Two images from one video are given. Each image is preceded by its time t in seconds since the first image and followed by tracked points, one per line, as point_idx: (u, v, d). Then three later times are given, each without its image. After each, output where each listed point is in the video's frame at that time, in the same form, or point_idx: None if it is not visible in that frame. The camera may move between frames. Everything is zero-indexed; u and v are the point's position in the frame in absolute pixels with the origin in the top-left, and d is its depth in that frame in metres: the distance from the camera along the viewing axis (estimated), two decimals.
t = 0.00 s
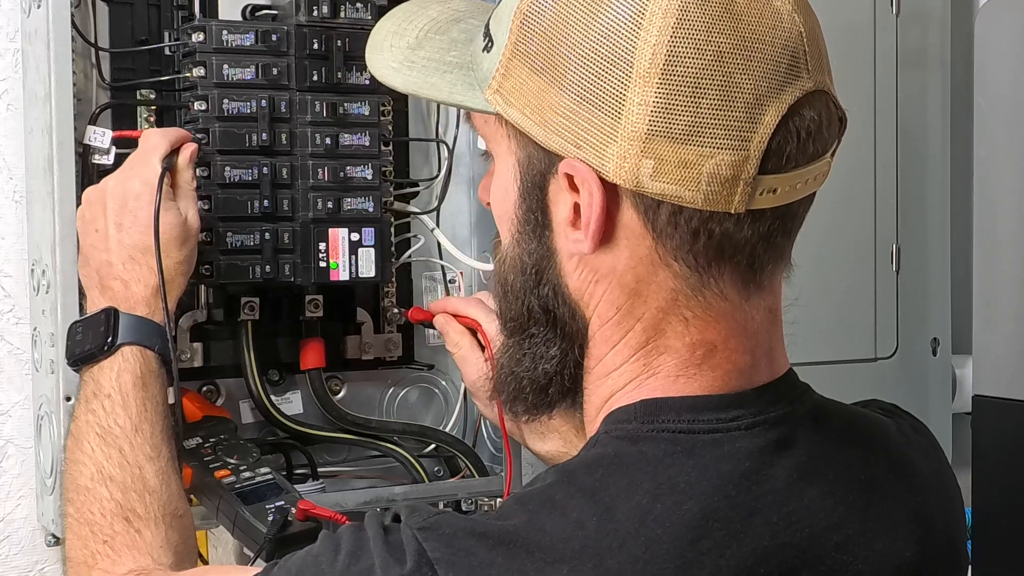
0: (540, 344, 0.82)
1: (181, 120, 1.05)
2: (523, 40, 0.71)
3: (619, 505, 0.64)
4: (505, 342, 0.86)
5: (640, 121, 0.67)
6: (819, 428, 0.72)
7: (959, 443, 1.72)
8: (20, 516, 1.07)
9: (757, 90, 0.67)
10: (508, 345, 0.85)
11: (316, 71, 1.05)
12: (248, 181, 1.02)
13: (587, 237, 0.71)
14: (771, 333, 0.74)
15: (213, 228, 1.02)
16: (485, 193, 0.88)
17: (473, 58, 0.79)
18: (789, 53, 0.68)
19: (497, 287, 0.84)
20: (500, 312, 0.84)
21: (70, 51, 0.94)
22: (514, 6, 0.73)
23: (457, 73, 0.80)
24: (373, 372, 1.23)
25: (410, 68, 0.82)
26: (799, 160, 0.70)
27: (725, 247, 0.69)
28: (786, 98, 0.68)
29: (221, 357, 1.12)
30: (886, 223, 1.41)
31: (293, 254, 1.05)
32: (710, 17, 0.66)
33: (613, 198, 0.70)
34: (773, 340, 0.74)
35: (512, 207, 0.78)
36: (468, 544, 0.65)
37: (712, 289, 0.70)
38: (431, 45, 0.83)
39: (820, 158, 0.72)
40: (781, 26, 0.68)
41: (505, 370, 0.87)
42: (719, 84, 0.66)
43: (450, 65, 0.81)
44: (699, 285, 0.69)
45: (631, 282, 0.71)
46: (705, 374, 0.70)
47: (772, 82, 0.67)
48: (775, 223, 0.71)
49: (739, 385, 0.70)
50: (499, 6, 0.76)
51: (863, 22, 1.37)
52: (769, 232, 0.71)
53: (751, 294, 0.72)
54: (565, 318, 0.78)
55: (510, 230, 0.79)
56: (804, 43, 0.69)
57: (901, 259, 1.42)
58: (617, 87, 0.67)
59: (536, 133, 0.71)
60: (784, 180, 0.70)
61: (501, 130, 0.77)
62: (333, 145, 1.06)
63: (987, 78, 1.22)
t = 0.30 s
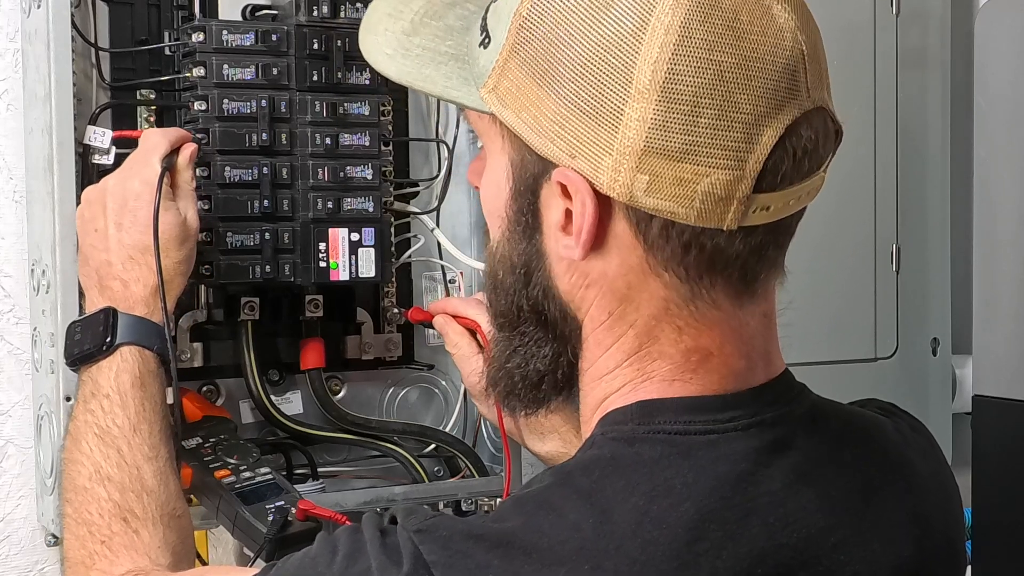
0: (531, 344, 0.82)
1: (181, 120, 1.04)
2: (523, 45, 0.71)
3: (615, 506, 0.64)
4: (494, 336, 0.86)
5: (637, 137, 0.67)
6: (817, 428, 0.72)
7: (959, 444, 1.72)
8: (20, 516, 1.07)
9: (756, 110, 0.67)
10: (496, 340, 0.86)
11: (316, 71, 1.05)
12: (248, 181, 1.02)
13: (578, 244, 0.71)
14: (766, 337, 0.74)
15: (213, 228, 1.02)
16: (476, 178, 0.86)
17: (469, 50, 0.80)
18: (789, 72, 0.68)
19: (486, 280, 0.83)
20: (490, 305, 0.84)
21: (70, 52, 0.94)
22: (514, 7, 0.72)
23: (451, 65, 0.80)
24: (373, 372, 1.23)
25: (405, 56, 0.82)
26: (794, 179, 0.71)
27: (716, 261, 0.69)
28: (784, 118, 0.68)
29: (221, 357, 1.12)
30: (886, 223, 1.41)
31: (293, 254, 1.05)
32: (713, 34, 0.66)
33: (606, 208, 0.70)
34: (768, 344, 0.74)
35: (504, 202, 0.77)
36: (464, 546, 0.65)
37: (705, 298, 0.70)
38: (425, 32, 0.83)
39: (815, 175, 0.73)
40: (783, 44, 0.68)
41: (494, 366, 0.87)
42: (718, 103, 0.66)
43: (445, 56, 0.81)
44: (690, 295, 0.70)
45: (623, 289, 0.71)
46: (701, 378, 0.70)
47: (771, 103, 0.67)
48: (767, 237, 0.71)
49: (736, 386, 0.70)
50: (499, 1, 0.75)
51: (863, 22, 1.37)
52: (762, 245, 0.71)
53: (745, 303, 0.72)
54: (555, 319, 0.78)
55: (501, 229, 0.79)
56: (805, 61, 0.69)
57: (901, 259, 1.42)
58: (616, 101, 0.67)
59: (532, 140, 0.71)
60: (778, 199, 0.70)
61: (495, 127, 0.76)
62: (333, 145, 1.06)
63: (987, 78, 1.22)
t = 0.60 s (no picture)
0: (525, 352, 0.81)
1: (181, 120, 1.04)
2: (507, 57, 0.70)
3: (611, 511, 0.64)
4: (484, 346, 0.85)
5: (628, 149, 0.67)
6: (816, 429, 0.72)
7: (959, 443, 1.72)
8: (20, 516, 1.07)
9: (747, 119, 0.67)
10: (487, 349, 0.84)
11: (316, 71, 1.05)
12: (248, 181, 1.02)
13: (571, 257, 0.70)
14: (763, 338, 0.74)
15: (213, 228, 1.02)
16: (457, 183, 0.83)
17: (448, 59, 0.79)
18: (777, 77, 0.68)
19: (475, 286, 0.83)
20: (479, 313, 0.83)
21: (70, 52, 0.94)
22: (496, 17, 0.71)
23: (433, 76, 0.79)
24: (373, 372, 1.23)
25: (384, 67, 0.82)
26: (786, 184, 0.71)
27: (711, 267, 0.69)
28: (774, 124, 0.68)
29: (221, 357, 1.12)
30: (886, 223, 1.41)
31: (293, 254, 1.05)
32: (700, 44, 0.66)
33: (597, 220, 0.71)
34: (763, 345, 0.74)
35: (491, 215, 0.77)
36: (461, 554, 0.64)
37: (700, 304, 0.70)
38: (402, 41, 0.83)
39: (806, 177, 0.73)
40: (770, 49, 0.68)
41: (487, 374, 0.85)
42: (708, 112, 0.66)
43: (424, 66, 0.80)
44: (684, 302, 0.70)
45: (616, 298, 0.71)
46: (697, 382, 0.70)
47: (761, 110, 0.67)
48: (760, 241, 0.72)
49: (733, 389, 0.70)
50: (478, 11, 0.74)
51: (863, 22, 1.37)
52: (755, 250, 0.71)
53: (740, 306, 0.72)
54: (549, 326, 0.78)
55: (487, 239, 0.78)
56: (792, 65, 0.69)
57: (900, 259, 1.42)
58: (605, 114, 0.67)
59: (519, 153, 0.71)
60: (771, 205, 0.71)
61: (478, 139, 0.76)
62: (334, 145, 1.06)
63: (987, 78, 1.22)
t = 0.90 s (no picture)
0: (540, 346, 0.81)
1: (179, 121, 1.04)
2: (523, 50, 0.70)
3: (622, 506, 0.64)
4: (500, 340, 0.85)
5: (644, 140, 0.67)
6: (824, 428, 0.72)
7: (959, 444, 1.72)
8: (20, 516, 1.07)
9: (761, 111, 0.67)
10: (502, 344, 0.85)
11: (316, 71, 1.05)
12: (248, 181, 1.02)
13: (586, 248, 0.70)
14: (775, 335, 0.74)
15: (212, 227, 1.02)
16: (473, 179, 0.83)
17: (466, 54, 0.79)
18: (792, 71, 0.68)
19: (491, 285, 0.83)
20: (495, 309, 0.83)
21: (70, 52, 0.94)
22: (511, 10, 0.71)
23: (450, 70, 0.79)
24: (373, 372, 1.23)
25: (402, 62, 0.82)
26: (798, 177, 0.71)
27: (724, 261, 0.70)
28: (788, 118, 0.69)
29: (221, 357, 1.13)
30: (886, 223, 1.41)
31: (293, 254, 1.05)
32: (716, 36, 0.66)
33: (612, 211, 0.71)
34: (775, 343, 0.74)
35: (507, 208, 0.77)
36: (471, 543, 0.65)
37: (714, 298, 0.70)
38: (419, 37, 0.83)
39: (818, 172, 0.73)
40: (786, 43, 0.68)
41: (501, 368, 0.86)
42: (724, 105, 0.66)
43: (442, 61, 0.80)
44: (698, 295, 0.70)
45: (630, 292, 0.71)
46: (710, 377, 0.70)
47: (776, 103, 0.68)
48: (773, 235, 0.72)
49: (745, 386, 0.70)
50: (494, 5, 0.75)
51: (863, 22, 1.37)
52: (768, 244, 0.72)
53: (753, 301, 0.72)
54: (565, 321, 0.78)
55: (505, 233, 0.78)
56: (806, 59, 0.69)
57: (901, 259, 1.42)
58: (621, 105, 0.67)
59: (534, 145, 0.71)
60: (784, 198, 0.71)
61: (496, 133, 0.76)
62: (333, 145, 1.06)
63: (987, 78, 1.22)
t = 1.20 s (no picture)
0: (545, 344, 0.81)
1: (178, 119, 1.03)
2: (533, 50, 0.70)
3: (624, 504, 0.64)
4: (505, 337, 0.85)
5: (652, 140, 0.67)
6: (825, 428, 0.72)
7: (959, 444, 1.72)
8: (20, 516, 1.07)
9: (770, 112, 0.67)
10: (507, 342, 0.85)
11: (316, 71, 1.05)
12: (248, 181, 1.02)
13: (591, 247, 0.70)
14: (779, 335, 0.74)
15: (213, 227, 1.02)
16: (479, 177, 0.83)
17: (473, 52, 0.79)
18: (800, 72, 0.68)
19: (497, 281, 0.83)
20: (501, 307, 0.83)
21: (70, 52, 0.94)
22: (521, 9, 0.71)
23: (456, 68, 0.80)
24: (373, 372, 1.23)
25: (408, 59, 0.82)
26: (805, 178, 0.71)
27: (730, 261, 0.70)
28: (795, 119, 0.69)
29: (221, 357, 1.12)
30: (886, 223, 1.41)
31: (293, 254, 1.05)
32: (726, 37, 0.66)
33: (619, 211, 0.70)
34: (779, 343, 0.74)
35: (512, 207, 0.77)
36: (473, 539, 0.65)
37: (719, 298, 0.70)
38: (427, 33, 0.83)
39: (825, 174, 0.73)
40: (794, 45, 0.68)
41: (505, 366, 0.86)
42: (732, 105, 0.66)
43: (449, 58, 0.81)
44: (703, 295, 0.70)
45: (635, 291, 0.71)
46: (713, 377, 0.70)
47: (784, 105, 0.68)
48: (779, 236, 0.72)
49: (747, 385, 0.70)
50: (502, 4, 0.75)
51: (863, 22, 1.37)
52: (774, 245, 0.72)
53: (757, 301, 0.72)
54: (570, 320, 0.78)
55: (510, 232, 0.78)
56: (814, 61, 0.69)
57: (901, 259, 1.42)
58: (630, 105, 0.67)
59: (542, 144, 0.71)
60: (790, 199, 0.71)
61: (502, 131, 0.76)
62: (333, 145, 1.06)
63: (987, 79, 1.22)
